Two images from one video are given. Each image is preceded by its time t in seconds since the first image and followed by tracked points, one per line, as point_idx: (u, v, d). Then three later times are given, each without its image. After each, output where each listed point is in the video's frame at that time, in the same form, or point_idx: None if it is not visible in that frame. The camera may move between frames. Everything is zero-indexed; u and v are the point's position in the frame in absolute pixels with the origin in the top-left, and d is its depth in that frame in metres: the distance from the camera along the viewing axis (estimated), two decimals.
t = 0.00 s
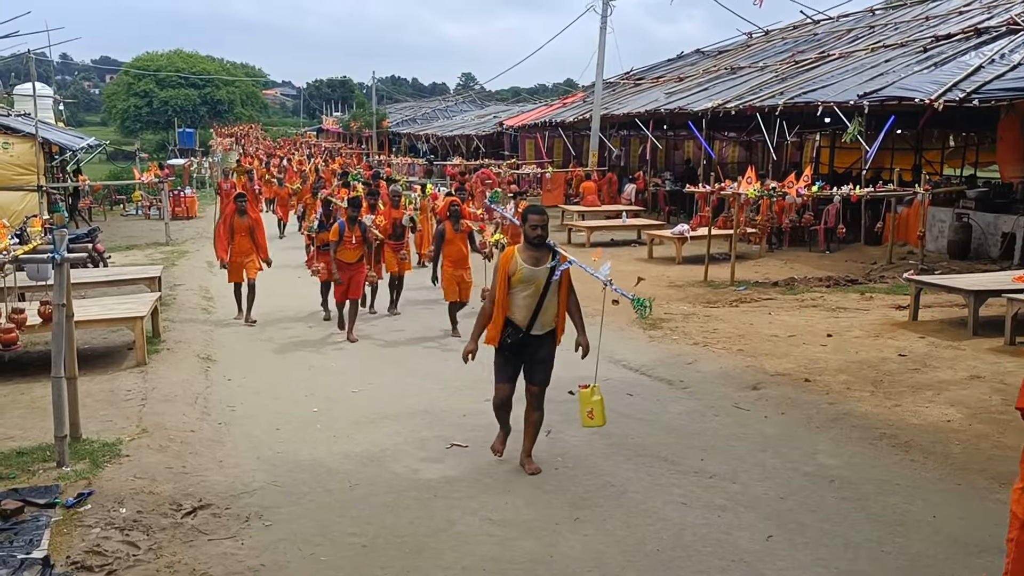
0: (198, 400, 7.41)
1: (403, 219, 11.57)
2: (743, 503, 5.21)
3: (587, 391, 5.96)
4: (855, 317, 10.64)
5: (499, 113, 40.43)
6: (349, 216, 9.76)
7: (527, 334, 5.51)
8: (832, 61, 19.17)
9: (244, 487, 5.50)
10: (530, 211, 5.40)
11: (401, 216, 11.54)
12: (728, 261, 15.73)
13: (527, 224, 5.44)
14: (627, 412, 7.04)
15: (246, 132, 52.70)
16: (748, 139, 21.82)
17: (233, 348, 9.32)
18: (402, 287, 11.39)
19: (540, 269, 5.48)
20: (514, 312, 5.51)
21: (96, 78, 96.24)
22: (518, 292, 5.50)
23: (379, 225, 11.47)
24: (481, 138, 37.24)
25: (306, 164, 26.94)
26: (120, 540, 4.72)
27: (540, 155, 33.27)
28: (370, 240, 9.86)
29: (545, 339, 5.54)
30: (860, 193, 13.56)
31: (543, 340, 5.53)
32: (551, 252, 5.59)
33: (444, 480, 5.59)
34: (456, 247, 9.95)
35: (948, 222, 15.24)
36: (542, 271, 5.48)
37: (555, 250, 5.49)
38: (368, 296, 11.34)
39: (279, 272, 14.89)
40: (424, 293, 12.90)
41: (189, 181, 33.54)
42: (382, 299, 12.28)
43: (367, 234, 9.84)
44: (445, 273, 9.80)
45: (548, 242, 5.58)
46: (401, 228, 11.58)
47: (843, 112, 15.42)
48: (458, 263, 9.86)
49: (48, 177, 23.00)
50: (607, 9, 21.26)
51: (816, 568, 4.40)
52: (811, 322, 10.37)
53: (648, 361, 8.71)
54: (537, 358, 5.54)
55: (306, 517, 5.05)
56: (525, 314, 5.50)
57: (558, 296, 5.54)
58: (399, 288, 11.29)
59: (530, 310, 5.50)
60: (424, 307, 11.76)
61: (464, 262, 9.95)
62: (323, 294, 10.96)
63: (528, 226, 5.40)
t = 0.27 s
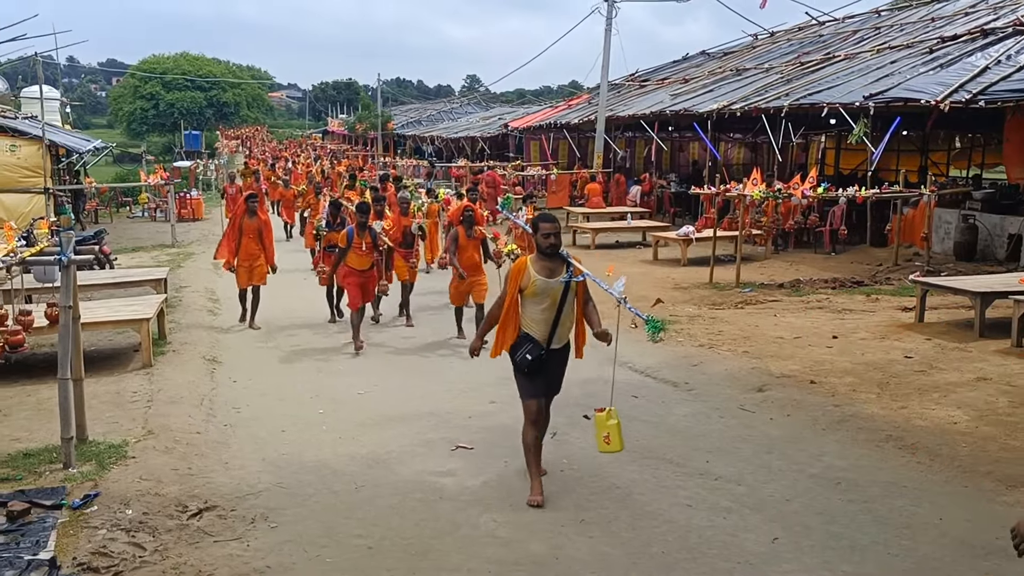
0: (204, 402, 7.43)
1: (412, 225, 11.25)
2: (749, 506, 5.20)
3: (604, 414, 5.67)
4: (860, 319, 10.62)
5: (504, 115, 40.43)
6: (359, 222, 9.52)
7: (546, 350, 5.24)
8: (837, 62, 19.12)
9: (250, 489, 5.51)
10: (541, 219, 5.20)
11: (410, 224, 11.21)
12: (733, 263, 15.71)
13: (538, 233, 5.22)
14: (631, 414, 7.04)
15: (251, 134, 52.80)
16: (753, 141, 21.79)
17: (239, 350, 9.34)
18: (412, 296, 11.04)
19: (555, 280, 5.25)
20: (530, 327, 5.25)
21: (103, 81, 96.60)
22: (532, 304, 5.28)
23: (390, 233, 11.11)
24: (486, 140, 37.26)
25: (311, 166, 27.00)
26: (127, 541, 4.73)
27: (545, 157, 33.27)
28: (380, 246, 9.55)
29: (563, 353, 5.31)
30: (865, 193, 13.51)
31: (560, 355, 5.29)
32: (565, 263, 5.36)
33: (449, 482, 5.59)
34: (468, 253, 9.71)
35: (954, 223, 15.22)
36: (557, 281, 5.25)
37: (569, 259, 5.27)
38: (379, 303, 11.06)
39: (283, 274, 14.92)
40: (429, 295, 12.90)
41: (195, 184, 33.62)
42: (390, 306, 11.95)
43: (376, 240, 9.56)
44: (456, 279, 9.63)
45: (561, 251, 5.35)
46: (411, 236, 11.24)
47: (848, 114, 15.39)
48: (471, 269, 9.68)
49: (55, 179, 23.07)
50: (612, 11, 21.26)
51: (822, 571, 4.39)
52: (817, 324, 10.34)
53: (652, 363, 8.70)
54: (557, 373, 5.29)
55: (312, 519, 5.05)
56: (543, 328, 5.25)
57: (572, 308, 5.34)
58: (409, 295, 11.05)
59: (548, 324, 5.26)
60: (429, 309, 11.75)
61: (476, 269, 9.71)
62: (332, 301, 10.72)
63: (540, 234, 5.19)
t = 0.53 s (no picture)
0: (207, 408, 7.45)
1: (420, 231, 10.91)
2: (752, 511, 5.19)
3: (623, 428, 5.16)
4: (864, 325, 10.59)
5: (508, 120, 40.48)
6: (367, 231, 9.19)
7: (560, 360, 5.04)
8: (841, 68, 19.12)
9: (252, 495, 5.52)
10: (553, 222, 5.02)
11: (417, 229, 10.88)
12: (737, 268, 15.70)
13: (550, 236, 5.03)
14: (634, 420, 7.03)
15: (256, 140, 52.94)
16: (757, 146, 21.78)
17: (242, 356, 9.35)
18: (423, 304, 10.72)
19: (568, 286, 5.08)
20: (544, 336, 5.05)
21: (108, 87, 96.91)
22: (547, 312, 5.07)
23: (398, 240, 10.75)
24: (490, 146, 37.31)
25: (316, 172, 27.07)
26: (128, 547, 4.73)
27: (549, 162, 33.30)
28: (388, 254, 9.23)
29: (579, 364, 5.09)
30: (869, 198, 13.50)
31: (576, 365, 5.07)
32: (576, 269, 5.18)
33: (451, 487, 5.59)
34: (481, 261, 9.43)
35: (958, 228, 15.20)
36: (569, 288, 5.07)
37: (581, 264, 5.09)
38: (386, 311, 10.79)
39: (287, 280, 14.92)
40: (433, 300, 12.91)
41: (199, 190, 33.70)
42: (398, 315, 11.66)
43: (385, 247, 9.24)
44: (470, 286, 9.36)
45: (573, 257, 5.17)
46: (418, 241, 10.93)
47: (852, 120, 15.38)
48: (484, 277, 9.41)
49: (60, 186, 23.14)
50: (616, 17, 21.29)
51: None
52: (820, 329, 10.33)
53: (655, 368, 8.69)
54: (572, 384, 5.06)
55: (313, 524, 5.06)
56: (554, 337, 5.06)
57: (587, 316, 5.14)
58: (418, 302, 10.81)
59: (559, 332, 5.06)
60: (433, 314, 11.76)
61: (489, 276, 9.43)
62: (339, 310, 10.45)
63: (552, 237, 5.02)
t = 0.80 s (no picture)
0: (208, 415, 7.46)
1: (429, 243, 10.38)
2: (752, 519, 5.18)
3: (644, 455, 4.67)
4: (866, 332, 10.58)
5: (510, 128, 40.58)
6: (376, 242, 8.70)
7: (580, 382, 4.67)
8: (843, 76, 19.15)
9: (253, 502, 5.52)
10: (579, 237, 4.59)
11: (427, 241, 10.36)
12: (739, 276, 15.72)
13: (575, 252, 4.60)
14: (635, 428, 7.03)
15: (259, 149, 53.10)
16: (759, 154, 21.81)
17: (244, 364, 9.36)
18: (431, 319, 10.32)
19: (593, 305, 4.64)
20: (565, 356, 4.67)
21: (112, 95, 97.26)
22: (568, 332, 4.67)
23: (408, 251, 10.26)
24: (492, 154, 37.39)
25: (318, 179, 27.14)
26: (129, 554, 4.74)
27: (551, 170, 33.36)
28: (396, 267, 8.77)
29: (602, 387, 4.67)
30: (871, 206, 13.50)
31: (600, 389, 4.67)
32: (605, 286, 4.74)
33: (452, 495, 5.59)
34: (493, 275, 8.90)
35: (960, 236, 15.19)
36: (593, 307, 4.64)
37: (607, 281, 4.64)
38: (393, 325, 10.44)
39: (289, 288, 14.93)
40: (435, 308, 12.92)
41: (202, 198, 33.80)
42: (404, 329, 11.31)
43: (394, 260, 8.78)
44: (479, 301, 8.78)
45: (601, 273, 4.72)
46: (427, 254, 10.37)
47: (854, 127, 15.40)
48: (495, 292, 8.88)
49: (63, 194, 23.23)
50: (617, 25, 21.35)
51: None
52: (822, 337, 10.32)
53: (657, 376, 8.69)
54: (594, 409, 4.66)
55: (314, 532, 5.06)
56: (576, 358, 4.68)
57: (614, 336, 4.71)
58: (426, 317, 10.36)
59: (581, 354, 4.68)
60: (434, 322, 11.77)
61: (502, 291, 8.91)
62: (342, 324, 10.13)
63: (577, 253, 4.58)
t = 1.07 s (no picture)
0: (215, 421, 7.47)
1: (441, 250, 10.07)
2: (759, 525, 5.18)
3: (686, 460, 4.70)
4: (872, 337, 10.56)
5: (515, 135, 40.63)
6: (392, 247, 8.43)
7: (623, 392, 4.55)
8: (848, 81, 19.15)
9: (259, 508, 5.53)
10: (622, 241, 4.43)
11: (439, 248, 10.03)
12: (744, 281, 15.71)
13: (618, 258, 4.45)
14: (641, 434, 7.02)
15: (264, 156, 53.23)
16: (763, 159, 21.80)
17: (250, 370, 9.37)
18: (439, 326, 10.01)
19: (636, 311, 4.52)
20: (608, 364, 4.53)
21: (118, 103, 97.69)
22: (611, 339, 4.54)
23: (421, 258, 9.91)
24: (497, 160, 37.44)
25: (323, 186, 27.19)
26: (136, 560, 4.74)
27: (556, 176, 33.39)
28: (413, 274, 8.49)
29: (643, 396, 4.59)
30: (876, 211, 13.49)
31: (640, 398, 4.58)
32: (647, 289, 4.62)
33: (458, 500, 5.59)
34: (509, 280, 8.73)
35: (966, 241, 15.17)
36: (636, 312, 4.52)
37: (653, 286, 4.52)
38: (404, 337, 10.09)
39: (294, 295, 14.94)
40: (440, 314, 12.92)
41: (208, 205, 33.90)
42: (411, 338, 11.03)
43: (410, 267, 8.52)
44: (496, 310, 8.72)
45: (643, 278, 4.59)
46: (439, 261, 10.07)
47: (858, 133, 15.39)
48: (511, 298, 8.73)
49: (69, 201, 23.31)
50: (622, 32, 21.38)
51: None
52: (828, 342, 10.30)
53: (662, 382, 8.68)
54: (635, 418, 4.57)
55: (321, 538, 5.06)
56: (619, 366, 4.55)
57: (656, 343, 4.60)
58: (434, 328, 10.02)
59: (625, 361, 4.55)
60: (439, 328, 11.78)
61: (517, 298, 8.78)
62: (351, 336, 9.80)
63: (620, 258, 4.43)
